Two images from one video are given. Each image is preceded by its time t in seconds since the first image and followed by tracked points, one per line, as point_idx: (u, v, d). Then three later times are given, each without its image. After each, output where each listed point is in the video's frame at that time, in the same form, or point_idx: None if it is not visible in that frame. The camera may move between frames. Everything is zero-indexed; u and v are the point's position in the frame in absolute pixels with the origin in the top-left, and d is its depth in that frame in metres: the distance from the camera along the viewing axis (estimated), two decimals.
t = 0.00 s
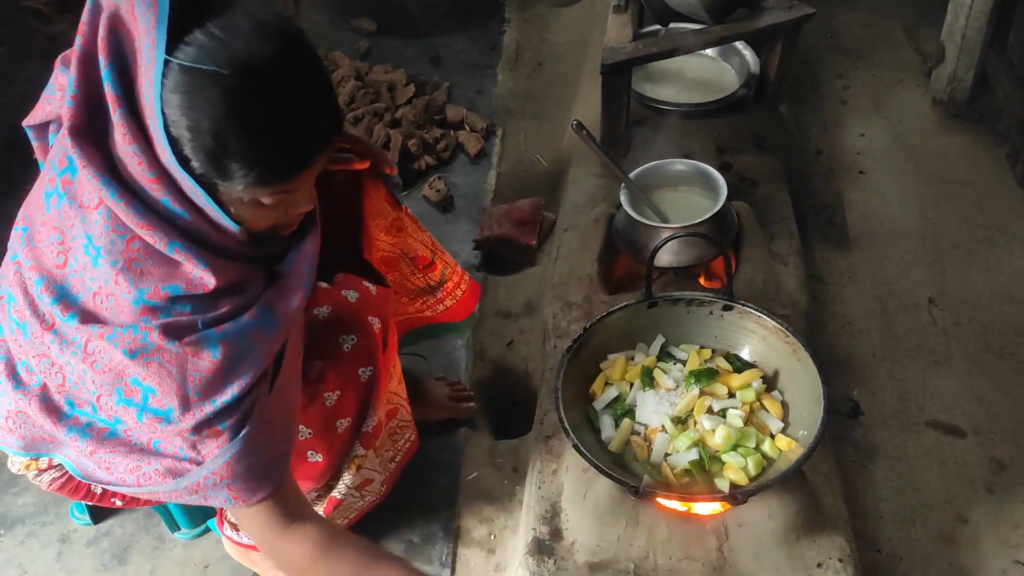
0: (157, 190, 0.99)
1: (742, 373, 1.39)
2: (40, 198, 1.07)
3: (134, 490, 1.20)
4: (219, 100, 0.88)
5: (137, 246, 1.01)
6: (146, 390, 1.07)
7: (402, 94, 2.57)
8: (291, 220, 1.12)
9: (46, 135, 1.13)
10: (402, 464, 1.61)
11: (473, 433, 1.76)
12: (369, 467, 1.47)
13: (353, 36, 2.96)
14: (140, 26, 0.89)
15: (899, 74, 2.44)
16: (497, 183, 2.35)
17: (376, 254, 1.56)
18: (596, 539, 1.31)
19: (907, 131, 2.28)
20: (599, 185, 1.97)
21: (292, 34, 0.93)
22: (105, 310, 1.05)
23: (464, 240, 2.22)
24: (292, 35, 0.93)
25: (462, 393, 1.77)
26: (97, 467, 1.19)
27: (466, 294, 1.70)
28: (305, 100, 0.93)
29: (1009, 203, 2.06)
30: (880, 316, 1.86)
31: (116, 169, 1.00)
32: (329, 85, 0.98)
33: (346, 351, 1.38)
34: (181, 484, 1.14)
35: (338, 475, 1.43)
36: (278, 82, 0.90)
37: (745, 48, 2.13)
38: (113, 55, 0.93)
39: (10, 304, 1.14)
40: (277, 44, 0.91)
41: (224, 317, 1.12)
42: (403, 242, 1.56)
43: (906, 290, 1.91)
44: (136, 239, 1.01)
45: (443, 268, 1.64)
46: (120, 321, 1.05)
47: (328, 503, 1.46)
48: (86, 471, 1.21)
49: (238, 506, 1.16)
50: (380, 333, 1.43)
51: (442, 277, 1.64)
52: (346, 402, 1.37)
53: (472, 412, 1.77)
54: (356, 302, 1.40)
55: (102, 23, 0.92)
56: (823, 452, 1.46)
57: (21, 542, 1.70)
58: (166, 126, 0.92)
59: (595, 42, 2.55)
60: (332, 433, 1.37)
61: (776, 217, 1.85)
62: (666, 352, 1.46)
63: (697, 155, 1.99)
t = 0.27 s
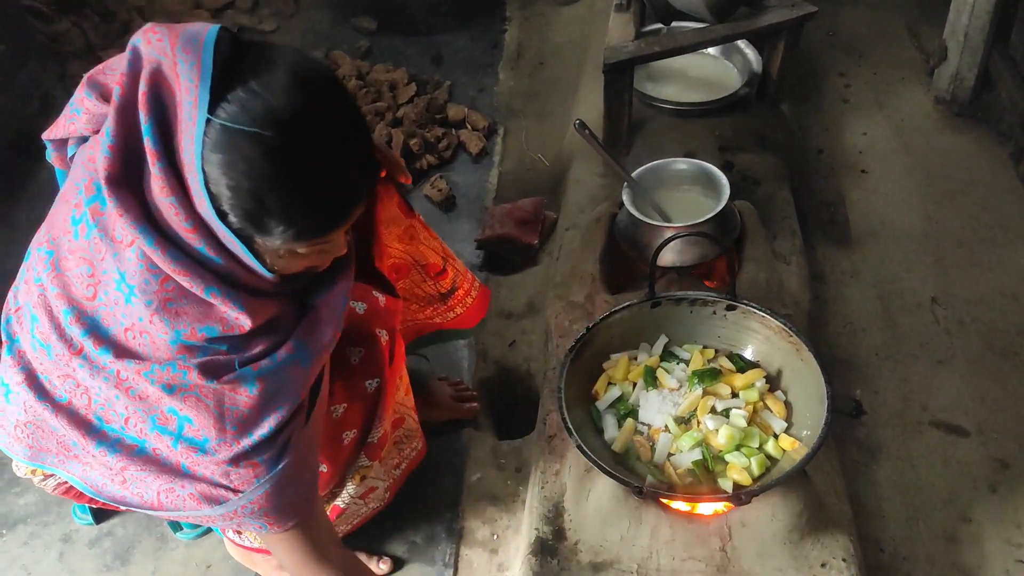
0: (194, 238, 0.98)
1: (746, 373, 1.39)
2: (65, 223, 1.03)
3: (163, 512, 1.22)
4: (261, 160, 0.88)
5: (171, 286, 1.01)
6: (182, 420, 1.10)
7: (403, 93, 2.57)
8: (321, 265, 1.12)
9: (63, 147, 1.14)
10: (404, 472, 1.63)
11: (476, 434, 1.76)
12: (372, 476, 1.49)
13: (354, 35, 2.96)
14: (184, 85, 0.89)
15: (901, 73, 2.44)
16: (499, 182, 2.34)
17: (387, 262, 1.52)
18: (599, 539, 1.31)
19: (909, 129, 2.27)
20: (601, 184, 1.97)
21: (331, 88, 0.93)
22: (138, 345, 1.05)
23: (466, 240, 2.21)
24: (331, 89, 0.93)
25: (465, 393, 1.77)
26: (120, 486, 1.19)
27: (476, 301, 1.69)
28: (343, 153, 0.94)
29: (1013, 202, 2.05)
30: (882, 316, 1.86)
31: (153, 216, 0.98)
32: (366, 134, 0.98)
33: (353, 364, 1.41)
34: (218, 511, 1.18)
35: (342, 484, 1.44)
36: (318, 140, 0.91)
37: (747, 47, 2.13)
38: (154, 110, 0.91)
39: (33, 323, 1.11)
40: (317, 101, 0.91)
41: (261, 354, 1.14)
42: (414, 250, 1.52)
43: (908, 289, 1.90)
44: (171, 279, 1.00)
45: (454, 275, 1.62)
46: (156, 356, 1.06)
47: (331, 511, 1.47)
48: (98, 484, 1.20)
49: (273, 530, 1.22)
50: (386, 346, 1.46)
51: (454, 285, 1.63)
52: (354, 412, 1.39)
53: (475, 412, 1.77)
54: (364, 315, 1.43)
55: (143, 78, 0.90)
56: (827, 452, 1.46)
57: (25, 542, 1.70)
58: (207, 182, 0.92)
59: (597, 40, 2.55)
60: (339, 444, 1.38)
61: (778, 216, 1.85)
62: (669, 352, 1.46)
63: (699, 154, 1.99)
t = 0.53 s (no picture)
0: (210, 254, 0.98)
1: (746, 372, 1.39)
2: (74, 234, 1.02)
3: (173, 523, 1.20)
4: (282, 178, 0.88)
5: (185, 298, 1.01)
6: (193, 430, 1.10)
7: (403, 92, 2.56)
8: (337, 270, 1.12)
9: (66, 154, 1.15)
10: (407, 473, 1.63)
11: (476, 433, 1.76)
12: (377, 476, 1.49)
13: (353, 34, 2.96)
14: (196, 105, 0.88)
15: (901, 72, 2.43)
16: (499, 181, 2.34)
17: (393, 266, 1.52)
18: (601, 539, 1.31)
19: (909, 129, 2.27)
20: (601, 184, 1.97)
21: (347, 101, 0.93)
22: (150, 356, 1.05)
23: (467, 239, 2.21)
24: (342, 98, 0.93)
25: (465, 391, 1.77)
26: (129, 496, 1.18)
27: (481, 305, 1.68)
28: (361, 167, 0.94)
29: (1013, 201, 2.05)
30: (883, 315, 1.86)
31: (166, 234, 0.98)
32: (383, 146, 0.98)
33: (360, 366, 1.42)
34: (231, 519, 1.17)
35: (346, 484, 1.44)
36: (332, 150, 0.91)
37: (747, 46, 2.13)
38: (166, 132, 0.91)
39: (41, 335, 1.10)
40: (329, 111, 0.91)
41: (274, 364, 1.15)
42: (420, 254, 1.51)
43: (908, 288, 1.90)
44: (184, 292, 1.00)
45: (459, 279, 1.61)
46: (169, 368, 1.06)
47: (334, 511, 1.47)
48: (103, 493, 1.20)
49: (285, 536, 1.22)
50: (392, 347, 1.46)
51: (459, 289, 1.62)
52: (359, 415, 1.40)
53: (475, 411, 1.77)
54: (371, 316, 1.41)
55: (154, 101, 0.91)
56: (827, 452, 1.45)
57: (24, 541, 1.70)
58: (224, 201, 0.92)
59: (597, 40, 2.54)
60: (346, 445, 1.39)
61: (778, 216, 1.85)
62: (670, 352, 1.46)
63: (700, 153, 1.99)
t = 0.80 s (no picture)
0: (191, 240, 0.99)
1: (748, 371, 1.39)
2: (62, 222, 1.05)
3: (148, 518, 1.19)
4: (265, 160, 0.89)
5: (165, 284, 1.01)
6: (167, 424, 1.08)
7: (403, 90, 2.56)
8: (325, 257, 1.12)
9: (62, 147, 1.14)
10: (407, 470, 1.62)
11: (477, 432, 1.76)
12: (373, 472, 1.48)
13: (353, 32, 2.95)
14: (175, 88, 0.90)
15: (902, 71, 2.43)
16: (500, 180, 2.34)
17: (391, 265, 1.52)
18: (602, 539, 1.30)
19: (910, 128, 2.27)
20: (602, 183, 1.97)
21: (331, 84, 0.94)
22: (130, 344, 1.05)
23: (467, 238, 2.21)
24: (323, 80, 0.93)
25: (465, 390, 1.77)
26: (110, 493, 1.18)
27: (480, 305, 1.67)
28: (347, 150, 0.94)
29: (1014, 200, 2.05)
30: (884, 315, 1.86)
31: (146, 220, 0.99)
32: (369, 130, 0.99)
33: (350, 360, 1.40)
34: (201, 519, 1.16)
35: (342, 480, 1.46)
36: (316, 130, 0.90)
37: (748, 45, 2.13)
38: (145, 117, 0.92)
39: (27, 323, 1.13)
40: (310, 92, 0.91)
41: (252, 356, 1.14)
42: (417, 254, 1.51)
43: (909, 288, 1.90)
44: (165, 278, 1.01)
45: (457, 279, 1.60)
46: (147, 356, 1.06)
47: (331, 508, 1.48)
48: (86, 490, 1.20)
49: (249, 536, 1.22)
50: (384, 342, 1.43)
51: (457, 289, 1.62)
52: (351, 408, 1.39)
53: (475, 410, 1.77)
54: (360, 310, 1.41)
55: (134, 86, 0.92)
56: (828, 452, 1.45)
57: (23, 540, 1.70)
58: (206, 183, 0.92)
59: (597, 39, 2.54)
60: (339, 440, 1.39)
61: (779, 215, 1.85)
62: (671, 351, 1.46)
63: (700, 152, 1.99)
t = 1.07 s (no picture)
0: (123, 193, 0.94)
1: (750, 370, 1.38)
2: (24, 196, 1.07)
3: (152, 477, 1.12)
4: (175, 97, 0.83)
5: (111, 242, 0.98)
6: (134, 373, 1.03)
7: (404, 89, 2.56)
8: (277, 214, 1.06)
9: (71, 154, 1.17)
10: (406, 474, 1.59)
11: (478, 432, 1.75)
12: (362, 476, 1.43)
13: (354, 31, 2.95)
14: (84, 29, 0.84)
15: (903, 69, 2.43)
16: (501, 179, 2.34)
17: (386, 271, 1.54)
18: (604, 538, 1.30)
19: (911, 126, 2.27)
20: (603, 182, 1.96)
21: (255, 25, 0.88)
22: (87, 304, 1.02)
23: (468, 237, 2.20)
24: (245, 20, 0.88)
25: (467, 390, 1.77)
26: (98, 459, 1.15)
27: (478, 311, 1.66)
28: (271, 90, 0.88)
29: (1015, 199, 2.05)
30: (885, 313, 1.86)
31: (78, 173, 0.94)
32: (298, 75, 0.93)
33: (329, 361, 1.32)
34: (180, 464, 1.09)
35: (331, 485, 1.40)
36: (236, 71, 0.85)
37: (749, 43, 2.12)
38: (61, 63, 0.86)
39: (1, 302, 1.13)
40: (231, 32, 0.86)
41: (209, 295, 1.05)
42: (413, 259, 1.54)
43: (910, 286, 1.90)
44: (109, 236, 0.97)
45: (453, 285, 1.61)
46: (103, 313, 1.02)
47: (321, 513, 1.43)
48: (81, 469, 1.19)
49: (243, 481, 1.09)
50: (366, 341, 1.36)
51: (453, 294, 1.62)
52: (332, 409, 1.33)
53: (477, 410, 1.77)
54: (340, 309, 1.35)
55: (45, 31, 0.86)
56: (830, 450, 1.45)
57: (26, 540, 1.70)
58: (125, 128, 0.87)
59: (598, 38, 2.54)
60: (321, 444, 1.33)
61: (780, 214, 1.85)
62: (673, 350, 1.45)
63: (701, 151, 1.99)
